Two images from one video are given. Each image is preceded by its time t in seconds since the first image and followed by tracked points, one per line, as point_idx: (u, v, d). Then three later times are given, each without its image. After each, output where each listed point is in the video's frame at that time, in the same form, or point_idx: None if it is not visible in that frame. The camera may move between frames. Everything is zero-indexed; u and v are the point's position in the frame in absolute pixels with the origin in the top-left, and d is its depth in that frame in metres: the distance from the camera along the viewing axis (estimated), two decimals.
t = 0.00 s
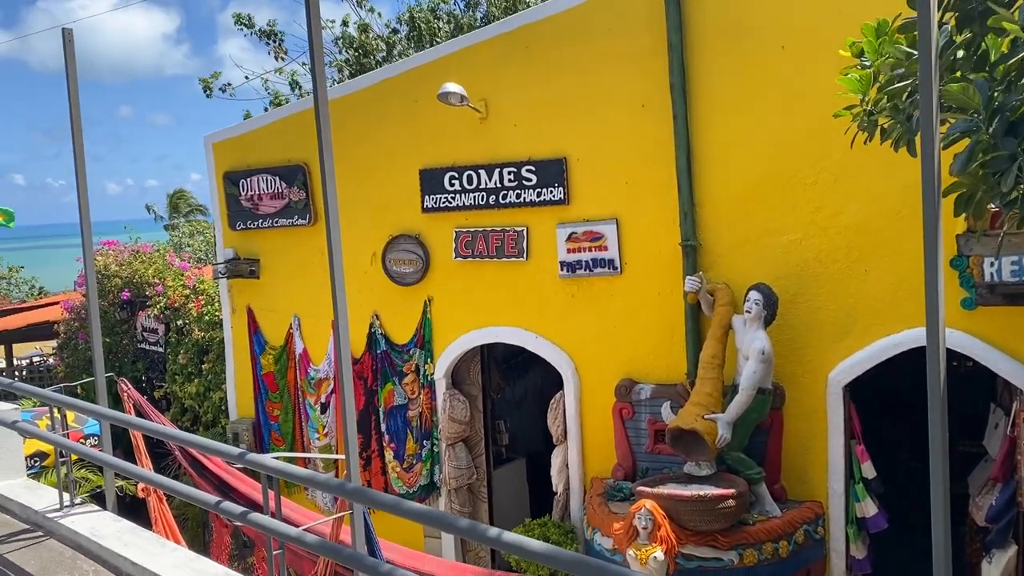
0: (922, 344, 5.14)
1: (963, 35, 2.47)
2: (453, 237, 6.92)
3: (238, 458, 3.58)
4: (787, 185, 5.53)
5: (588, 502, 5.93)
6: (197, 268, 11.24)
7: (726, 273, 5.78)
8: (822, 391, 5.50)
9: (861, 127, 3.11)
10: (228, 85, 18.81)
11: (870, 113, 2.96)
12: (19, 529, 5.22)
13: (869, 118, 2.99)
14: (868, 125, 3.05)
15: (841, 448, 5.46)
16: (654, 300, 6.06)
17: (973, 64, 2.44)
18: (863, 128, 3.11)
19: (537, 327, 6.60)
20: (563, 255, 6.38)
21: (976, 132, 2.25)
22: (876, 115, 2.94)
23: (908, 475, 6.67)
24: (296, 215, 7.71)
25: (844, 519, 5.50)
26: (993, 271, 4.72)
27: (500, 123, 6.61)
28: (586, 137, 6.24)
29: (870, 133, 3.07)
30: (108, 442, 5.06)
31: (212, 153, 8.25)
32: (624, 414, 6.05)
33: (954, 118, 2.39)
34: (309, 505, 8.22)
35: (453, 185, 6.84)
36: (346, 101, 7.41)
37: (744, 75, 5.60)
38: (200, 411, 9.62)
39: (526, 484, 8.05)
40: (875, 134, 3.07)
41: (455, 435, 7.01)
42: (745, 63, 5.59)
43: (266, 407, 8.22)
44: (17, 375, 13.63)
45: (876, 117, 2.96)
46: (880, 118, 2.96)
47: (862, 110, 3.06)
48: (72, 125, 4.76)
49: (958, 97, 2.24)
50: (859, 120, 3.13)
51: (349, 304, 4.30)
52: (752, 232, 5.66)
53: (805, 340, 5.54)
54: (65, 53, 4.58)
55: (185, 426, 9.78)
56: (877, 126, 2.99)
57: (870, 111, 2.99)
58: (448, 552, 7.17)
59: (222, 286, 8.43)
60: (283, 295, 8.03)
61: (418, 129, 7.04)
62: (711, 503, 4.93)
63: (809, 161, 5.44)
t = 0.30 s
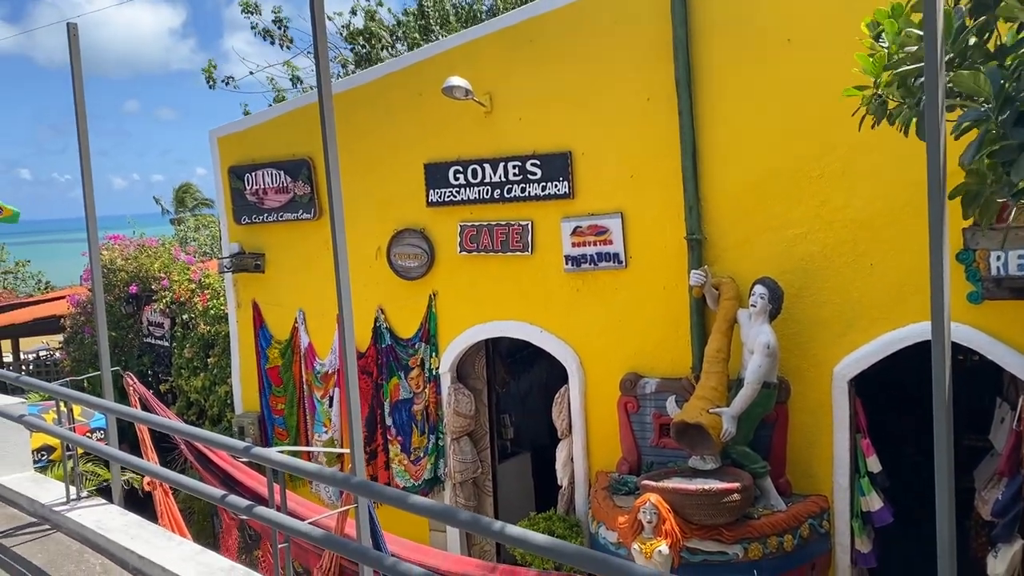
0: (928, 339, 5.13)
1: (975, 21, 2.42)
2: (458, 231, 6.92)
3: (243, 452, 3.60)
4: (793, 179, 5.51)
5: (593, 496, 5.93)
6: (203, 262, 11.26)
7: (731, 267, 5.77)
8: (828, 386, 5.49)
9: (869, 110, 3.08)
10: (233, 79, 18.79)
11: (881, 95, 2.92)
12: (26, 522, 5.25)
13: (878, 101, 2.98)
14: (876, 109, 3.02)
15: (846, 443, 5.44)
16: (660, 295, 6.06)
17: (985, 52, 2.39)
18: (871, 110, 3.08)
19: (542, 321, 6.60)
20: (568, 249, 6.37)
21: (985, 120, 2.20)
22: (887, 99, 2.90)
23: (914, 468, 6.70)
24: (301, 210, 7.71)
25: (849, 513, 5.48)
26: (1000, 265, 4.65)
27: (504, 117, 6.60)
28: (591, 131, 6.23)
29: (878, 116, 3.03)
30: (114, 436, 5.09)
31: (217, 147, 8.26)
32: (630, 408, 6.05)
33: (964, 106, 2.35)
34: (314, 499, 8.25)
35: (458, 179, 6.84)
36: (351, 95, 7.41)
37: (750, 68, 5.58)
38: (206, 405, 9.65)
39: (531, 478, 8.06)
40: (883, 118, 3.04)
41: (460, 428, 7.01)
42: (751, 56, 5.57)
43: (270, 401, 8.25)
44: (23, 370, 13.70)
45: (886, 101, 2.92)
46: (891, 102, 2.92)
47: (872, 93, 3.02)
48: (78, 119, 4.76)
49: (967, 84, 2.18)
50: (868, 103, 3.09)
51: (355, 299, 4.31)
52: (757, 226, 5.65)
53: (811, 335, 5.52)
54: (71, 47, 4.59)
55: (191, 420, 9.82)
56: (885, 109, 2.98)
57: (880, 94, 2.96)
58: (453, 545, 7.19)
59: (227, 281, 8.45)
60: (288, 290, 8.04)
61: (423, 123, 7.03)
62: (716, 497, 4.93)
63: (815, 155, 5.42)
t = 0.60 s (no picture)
0: (933, 332, 5.12)
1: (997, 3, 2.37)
2: (462, 225, 6.92)
3: (249, 445, 3.62)
4: (798, 172, 5.49)
5: (597, 490, 5.94)
6: (207, 256, 11.28)
7: (736, 261, 5.76)
8: (832, 379, 5.49)
9: (880, 96, 3.01)
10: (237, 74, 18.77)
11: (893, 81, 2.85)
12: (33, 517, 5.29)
13: (891, 87, 2.91)
14: (889, 95, 2.95)
15: (851, 436, 5.44)
16: (664, 289, 6.05)
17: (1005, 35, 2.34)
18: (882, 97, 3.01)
19: (546, 315, 6.60)
20: (572, 243, 6.37)
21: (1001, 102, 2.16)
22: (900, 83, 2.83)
23: (918, 463, 6.69)
24: (306, 204, 7.72)
25: (853, 507, 5.49)
26: (1005, 259, 4.71)
27: (508, 111, 6.60)
28: (595, 125, 6.22)
29: (890, 103, 2.96)
30: (120, 429, 5.10)
31: (222, 141, 8.27)
32: (634, 402, 6.05)
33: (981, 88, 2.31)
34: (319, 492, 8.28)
35: (462, 173, 6.84)
36: (355, 89, 7.40)
37: (755, 61, 5.56)
38: (211, 398, 9.68)
39: (535, 471, 8.07)
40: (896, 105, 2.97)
41: (465, 422, 7.03)
42: (755, 50, 5.55)
43: (275, 394, 8.26)
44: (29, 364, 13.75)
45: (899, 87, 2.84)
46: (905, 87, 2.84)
47: (883, 79, 2.95)
48: (83, 112, 4.77)
49: (987, 56, 2.15)
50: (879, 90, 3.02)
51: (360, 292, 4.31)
52: (762, 219, 5.64)
53: (815, 329, 5.52)
54: (75, 41, 4.59)
55: (196, 414, 9.85)
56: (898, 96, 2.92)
57: (893, 80, 2.89)
58: (458, 538, 7.21)
59: (232, 275, 8.46)
60: (292, 283, 8.05)
61: (427, 117, 7.03)
62: (720, 490, 4.94)
63: (820, 148, 5.40)
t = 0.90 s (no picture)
0: (937, 327, 5.12)
1: None
2: (466, 219, 6.92)
3: (253, 439, 3.64)
4: (803, 166, 5.48)
5: (601, 484, 5.96)
6: (212, 250, 11.29)
7: (740, 255, 5.76)
8: (836, 374, 5.49)
9: (889, 89, 3.04)
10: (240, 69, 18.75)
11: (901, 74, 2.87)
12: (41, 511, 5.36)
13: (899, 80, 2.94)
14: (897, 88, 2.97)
15: (854, 431, 5.45)
16: (668, 283, 6.05)
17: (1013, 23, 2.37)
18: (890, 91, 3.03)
19: (550, 310, 6.61)
20: (576, 238, 6.37)
21: (1006, 87, 2.20)
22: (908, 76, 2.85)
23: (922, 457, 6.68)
24: (309, 198, 7.72)
25: (857, 501, 5.50)
26: (1010, 252, 4.69)
27: (512, 105, 6.59)
28: (599, 119, 6.22)
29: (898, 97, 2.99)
30: (125, 423, 5.13)
31: (226, 136, 8.28)
32: (637, 396, 6.06)
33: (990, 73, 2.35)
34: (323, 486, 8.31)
35: (466, 167, 6.84)
36: (359, 83, 7.40)
37: (760, 55, 5.55)
38: (216, 392, 9.71)
39: (539, 465, 8.08)
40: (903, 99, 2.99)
41: (468, 417, 7.06)
42: (760, 43, 5.54)
43: (280, 388, 8.29)
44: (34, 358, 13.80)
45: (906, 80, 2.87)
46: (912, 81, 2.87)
47: (891, 71, 2.97)
48: (88, 107, 4.78)
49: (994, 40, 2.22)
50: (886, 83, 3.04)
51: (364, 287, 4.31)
52: (766, 214, 5.63)
53: (819, 323, 5.52)
54: (80, 36, 4.59)
55: (201, 408, 9.88)
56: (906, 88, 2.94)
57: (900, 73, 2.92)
58: (462, 532, 7.24)
59: (236, 270, 8.47)
60: (296, 278, 8.06)
61: (431, 112, 7.03)
62: (723, 484, 4.95)
63: (825, 142, 5.39)
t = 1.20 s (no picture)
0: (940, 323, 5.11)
1: None
2: (469, 216, 6.92)
3: (258, 435, 3.65)
4: (806, 162, 5.47)
5: (604, 480, 5.96)
6: (214, 247, 11.29)
7: (743, 252, 5.75)
8: (839, 370, 5.48)
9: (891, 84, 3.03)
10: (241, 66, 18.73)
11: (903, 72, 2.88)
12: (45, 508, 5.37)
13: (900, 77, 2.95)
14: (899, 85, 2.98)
15: (857, 427, 5.44)
16: (671, 280, 6.05)
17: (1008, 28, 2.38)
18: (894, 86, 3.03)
19: (553, 307, 6.61)
20: (578, 234, 6.37)
21: (999, 98, 2.25)
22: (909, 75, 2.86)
23: (926, 454, 6.67)
24: (311, 195, 7.72)
25: (860, 497, 5.50)
26: (1013, 249, 4.67)
27: (514, 102, 6.59)
28: (601, 116, 6.21)
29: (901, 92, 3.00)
30: (129, 420, 5.13)
31: (228, 132, 8.28)
32: (640, 393, 6.06)
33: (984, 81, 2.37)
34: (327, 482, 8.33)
35: (468, 164, 6.83)
36: (362, 79, 7.39)
37: (762, 51, 5.54)
38: (218, 389, 9.72)
39: (541, 461, 8.09)
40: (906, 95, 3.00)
41: (471, 413, 7.05)
42: (763, 39, 5.53)
43: (283, 385, 8.30)
44: (38, 355, 13.83)
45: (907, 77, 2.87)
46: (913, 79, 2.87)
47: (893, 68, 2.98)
48: (90, 104, 4.78)
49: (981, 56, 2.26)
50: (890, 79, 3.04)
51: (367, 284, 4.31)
52: (769, 210, 5.63)
53: (822, 319, 5.51)
54: (83, 33, 4.60)
55: (204, 405, 9.89)
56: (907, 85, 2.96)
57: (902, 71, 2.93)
58: (465, 528, 7.26)
59: (239, 267, 8.47)
60: (299, 275, 8.06)
61: (433, 108, 7.02)
62: (726, 480, 4.95)
63: (828, 139, 5.38)
